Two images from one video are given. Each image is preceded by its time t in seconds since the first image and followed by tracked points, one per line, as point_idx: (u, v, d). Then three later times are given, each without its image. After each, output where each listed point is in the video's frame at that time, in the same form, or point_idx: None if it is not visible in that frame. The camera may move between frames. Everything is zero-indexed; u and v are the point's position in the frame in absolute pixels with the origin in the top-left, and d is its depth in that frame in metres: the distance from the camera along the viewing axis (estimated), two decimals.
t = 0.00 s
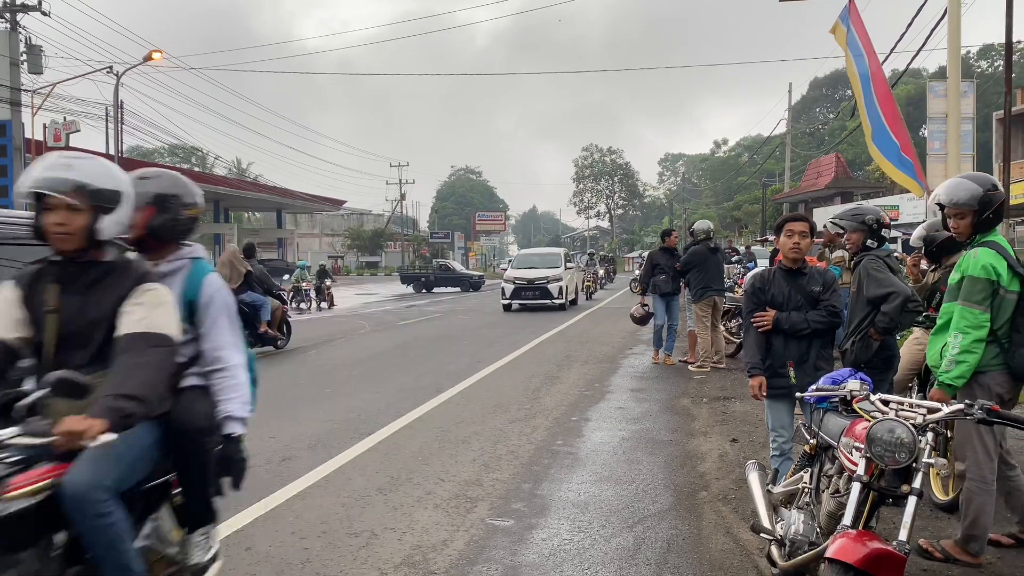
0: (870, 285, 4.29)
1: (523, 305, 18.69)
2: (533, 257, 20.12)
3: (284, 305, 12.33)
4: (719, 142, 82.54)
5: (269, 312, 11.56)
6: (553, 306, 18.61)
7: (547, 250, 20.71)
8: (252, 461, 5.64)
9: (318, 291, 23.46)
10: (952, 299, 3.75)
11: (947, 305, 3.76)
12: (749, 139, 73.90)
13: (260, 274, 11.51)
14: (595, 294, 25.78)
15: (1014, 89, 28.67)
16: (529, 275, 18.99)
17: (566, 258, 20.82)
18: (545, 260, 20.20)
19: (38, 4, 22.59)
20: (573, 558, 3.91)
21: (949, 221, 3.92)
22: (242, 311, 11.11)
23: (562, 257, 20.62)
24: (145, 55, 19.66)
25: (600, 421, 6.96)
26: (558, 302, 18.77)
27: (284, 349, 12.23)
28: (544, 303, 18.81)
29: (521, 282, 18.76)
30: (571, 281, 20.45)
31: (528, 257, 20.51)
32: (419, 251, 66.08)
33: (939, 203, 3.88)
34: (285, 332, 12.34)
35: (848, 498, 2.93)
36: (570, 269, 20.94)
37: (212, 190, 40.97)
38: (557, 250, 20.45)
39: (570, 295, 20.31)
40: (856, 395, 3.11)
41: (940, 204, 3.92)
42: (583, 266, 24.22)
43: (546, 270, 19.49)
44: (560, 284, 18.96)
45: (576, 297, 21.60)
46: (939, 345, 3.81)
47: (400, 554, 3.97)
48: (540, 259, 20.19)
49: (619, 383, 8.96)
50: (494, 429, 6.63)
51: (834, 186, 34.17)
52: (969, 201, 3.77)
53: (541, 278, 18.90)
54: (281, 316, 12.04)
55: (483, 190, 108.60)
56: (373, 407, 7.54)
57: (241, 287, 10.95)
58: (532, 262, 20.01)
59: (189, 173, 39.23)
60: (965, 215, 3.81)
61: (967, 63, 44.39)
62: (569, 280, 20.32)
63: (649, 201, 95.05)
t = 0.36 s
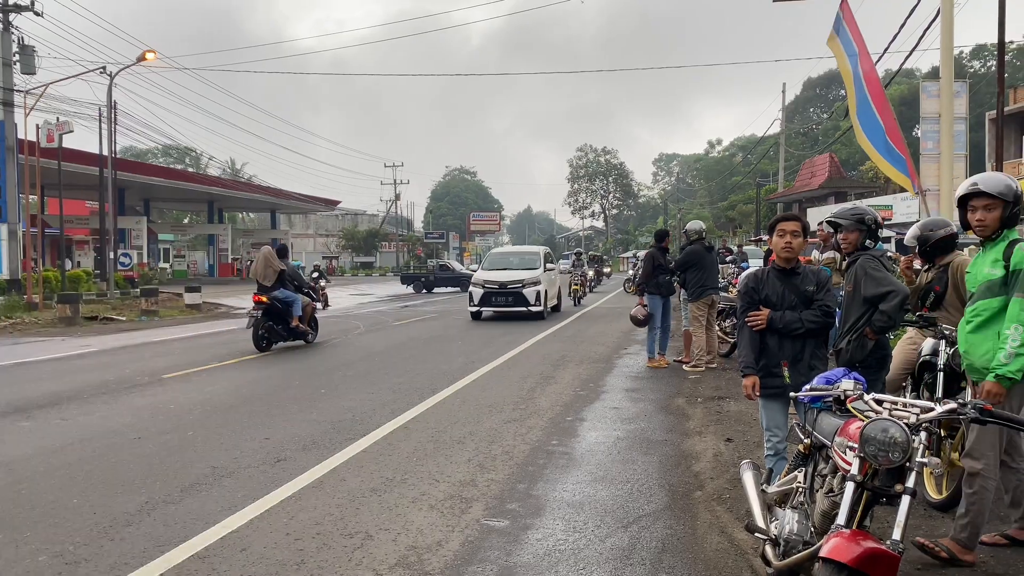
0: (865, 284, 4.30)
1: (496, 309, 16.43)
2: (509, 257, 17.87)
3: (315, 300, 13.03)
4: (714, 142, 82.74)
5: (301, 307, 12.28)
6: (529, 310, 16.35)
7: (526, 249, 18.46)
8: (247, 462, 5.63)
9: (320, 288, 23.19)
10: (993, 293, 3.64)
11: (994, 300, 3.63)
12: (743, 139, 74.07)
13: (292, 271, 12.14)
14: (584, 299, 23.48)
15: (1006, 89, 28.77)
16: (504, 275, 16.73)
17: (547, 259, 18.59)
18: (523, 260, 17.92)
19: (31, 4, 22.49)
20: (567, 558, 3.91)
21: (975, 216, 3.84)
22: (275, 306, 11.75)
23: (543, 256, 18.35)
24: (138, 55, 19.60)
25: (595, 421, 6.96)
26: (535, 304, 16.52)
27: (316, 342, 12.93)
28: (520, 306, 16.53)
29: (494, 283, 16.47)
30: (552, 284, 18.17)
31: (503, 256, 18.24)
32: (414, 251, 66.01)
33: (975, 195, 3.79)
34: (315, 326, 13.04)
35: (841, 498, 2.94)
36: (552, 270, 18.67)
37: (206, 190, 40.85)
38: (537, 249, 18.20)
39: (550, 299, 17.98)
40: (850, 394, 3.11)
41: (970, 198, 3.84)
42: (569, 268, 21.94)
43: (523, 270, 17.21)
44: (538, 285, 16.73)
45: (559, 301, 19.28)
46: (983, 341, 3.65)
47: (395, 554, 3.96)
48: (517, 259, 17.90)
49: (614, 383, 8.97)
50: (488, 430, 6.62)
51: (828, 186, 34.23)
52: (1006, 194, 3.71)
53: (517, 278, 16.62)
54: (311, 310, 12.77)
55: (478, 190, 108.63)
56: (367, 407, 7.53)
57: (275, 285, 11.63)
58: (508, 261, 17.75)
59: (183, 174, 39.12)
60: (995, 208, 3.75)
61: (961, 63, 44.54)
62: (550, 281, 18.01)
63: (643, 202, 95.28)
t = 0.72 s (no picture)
0: (862, 284, 4.30)
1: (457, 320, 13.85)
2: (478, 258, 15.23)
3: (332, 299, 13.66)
4: (709, 142, 82.87)
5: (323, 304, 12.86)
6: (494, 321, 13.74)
7: (499, 248, 15.80)
8: (242, 463, 5.61)
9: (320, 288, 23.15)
10: (1015, 292, 3.44)
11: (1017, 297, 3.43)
12: (738, 139, 74.22)
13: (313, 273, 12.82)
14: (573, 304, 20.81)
15: (1000, 89, 28.87)
16: (468, 279, 14.07)
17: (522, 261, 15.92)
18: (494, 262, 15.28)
19: (24, 5, 22.41)
20: (563, 558, 3.91)
21: (981, 211, 3.65)
22: (300, 304, 12.35)
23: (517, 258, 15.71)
24: (133, 56, 19.56)
25: (590, 421, 6.97)
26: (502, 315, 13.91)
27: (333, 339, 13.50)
28: (485, 317, 13.86)
29: (455, 289, 13.89)
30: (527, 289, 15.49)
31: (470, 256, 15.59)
32: (409, 252, 65.99)
33: (989, 189, 3.60)
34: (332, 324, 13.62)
35: (837, 498, 2.94)
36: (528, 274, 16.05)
37: (201, 191, 40.75)
38: (511, 249, 15.54)
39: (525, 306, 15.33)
40: (844, 395, 3.11)
41: (979, 193, 3.65)
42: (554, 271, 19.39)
43: (491, 273, 14.50)
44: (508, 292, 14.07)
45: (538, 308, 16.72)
46: (1006, 340, 3.42)
47: (391, 555, 3.96)
48: (487, 260, 15.21)
49: (609, 383, 8.97)
50: (484, 431, 6.62)
51: (822, 186, 34.30)
52: (1015, 189, 3.57)
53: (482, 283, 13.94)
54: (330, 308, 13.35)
55: (473, 190, 108.64)
56: (363, 408, 7.52)
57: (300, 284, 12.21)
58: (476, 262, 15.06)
59: (178, 175, 39.02)
60: (1008, 204, 3.58)
61: (954, 63, 44.70)
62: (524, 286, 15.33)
63: (638, 202, 95.43)
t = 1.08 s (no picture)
0: (861, 284, 4.31)
1: (404, 336, 10.98)
2: (436, 258, 12.27)
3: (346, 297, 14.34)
4: (705, 143, 82.99)
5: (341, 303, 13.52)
6: (448, 341, 10.90)
7: (462, 245, 12.84)
8: (239, 464, 5.60)
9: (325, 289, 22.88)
10: (1018, 293, 3.33)
11: None
12: (734, 140, 74.34)
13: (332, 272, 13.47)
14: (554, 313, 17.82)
15: (995, 89, 28.94)
16: (419, 284, 11.18)
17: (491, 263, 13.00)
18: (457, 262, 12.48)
19: (20, 6, 22.36)
20: (561, 559, 3.91)
21: (978, 208, 3.52)
22: (320, 302, 12.98)
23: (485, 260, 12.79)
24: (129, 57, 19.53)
25: (588, 422, 6.97)
26: (461, 332, 11.11)
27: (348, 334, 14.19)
28: (439, 333, 11.00)
29: (403, 297, 11.00)
30: (496, 297, 12.68)
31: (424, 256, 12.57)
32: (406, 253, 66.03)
33: (989, 184, 3.47)
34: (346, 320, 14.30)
35: (833, 498, 2.94)
36: (499, 279, 13.19)
37: (197, 192, 40.67)
38: (476, 247, 12.63)
39: (491, 320, 12.50)
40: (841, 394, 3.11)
41: (976, 189, 3.52)
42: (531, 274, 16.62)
43: (449, 277, 11.59)
44: (469, 302, 11.21)
45: (511, 319, 13.88)
46: (1017, 343, 3.28)
47: (388, 556, 3.95)
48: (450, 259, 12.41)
49: (606, 384, 8.98)
50: (481, 431, 6.61)
51: (819, 187, 34.38)
52: (1013, 185, 3.46)
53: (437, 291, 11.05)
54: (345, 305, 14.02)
55: (470, 191, 108.69)
56: (360, 409, 7.50)
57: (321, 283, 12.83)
58: (433, 262, 12.13)
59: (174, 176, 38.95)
60: (1005, 201, 3.46)
61: (949, 64, 44.84)
62: (492, 294, 12.49)
63: (635, 202, 95.57)
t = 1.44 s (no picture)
0: (859, 285, 4.31)
1: (306, 369, 8.05)
2: (361, 261, 9.34)
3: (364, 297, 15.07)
4: (702, 143, 83.04)
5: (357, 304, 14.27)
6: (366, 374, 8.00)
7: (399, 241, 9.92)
8: (236, 466, 5.60)
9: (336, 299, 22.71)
10: (1017, 297, 3.35)
11: None
12: (730, 141, 74.40)
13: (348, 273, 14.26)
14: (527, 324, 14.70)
15: (991, 90, 29.00)
16: (327, 297, 8.23)
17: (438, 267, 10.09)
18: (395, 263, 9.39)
19: (15, 7, 22.32)
20: (558, 560, 3.91)
21: (971, 210, 3.50)
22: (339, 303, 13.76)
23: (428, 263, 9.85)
24: (124, 59, 19.50)
25: (585, 423, 6.97)
26: (387, 363, 8.19)
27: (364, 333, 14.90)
28: (353, 365, 8.06)
29: (304, 316, 8.03)
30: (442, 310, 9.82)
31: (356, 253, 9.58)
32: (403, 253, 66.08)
33: (986, 185, 3.44)
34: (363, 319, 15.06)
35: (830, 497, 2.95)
36: (448, 288, 10.27)
37: (193, 194, 40.60)
38: (416, 245, 9.75)
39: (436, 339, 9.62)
40: (837, 394, 3.10)
41: (971, 190, 3.48)
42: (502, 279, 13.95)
43: (373, 287, 8.65)
44: (397, 321, 8.32)
45: (468, 337, 11.11)
46: None
47: (385, 558, 3.95)
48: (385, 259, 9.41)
49: (603, 384, 8.98)
50: (478, 432, 6.60)
51: (815, 188, 34.48)
52: (1007, 187, 3.45)
53: (350, 307, 8.10)
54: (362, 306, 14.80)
55: (466, 192, 108.67)
56: (357, 410, 7.49)
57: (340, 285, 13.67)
58: (358, 266, 9.22)
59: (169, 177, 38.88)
60: (997, 204, 3.45)
61: (945, 64, 44.93)
62: (437, 307, 9.64)
63: (631, 203, 95.63)
